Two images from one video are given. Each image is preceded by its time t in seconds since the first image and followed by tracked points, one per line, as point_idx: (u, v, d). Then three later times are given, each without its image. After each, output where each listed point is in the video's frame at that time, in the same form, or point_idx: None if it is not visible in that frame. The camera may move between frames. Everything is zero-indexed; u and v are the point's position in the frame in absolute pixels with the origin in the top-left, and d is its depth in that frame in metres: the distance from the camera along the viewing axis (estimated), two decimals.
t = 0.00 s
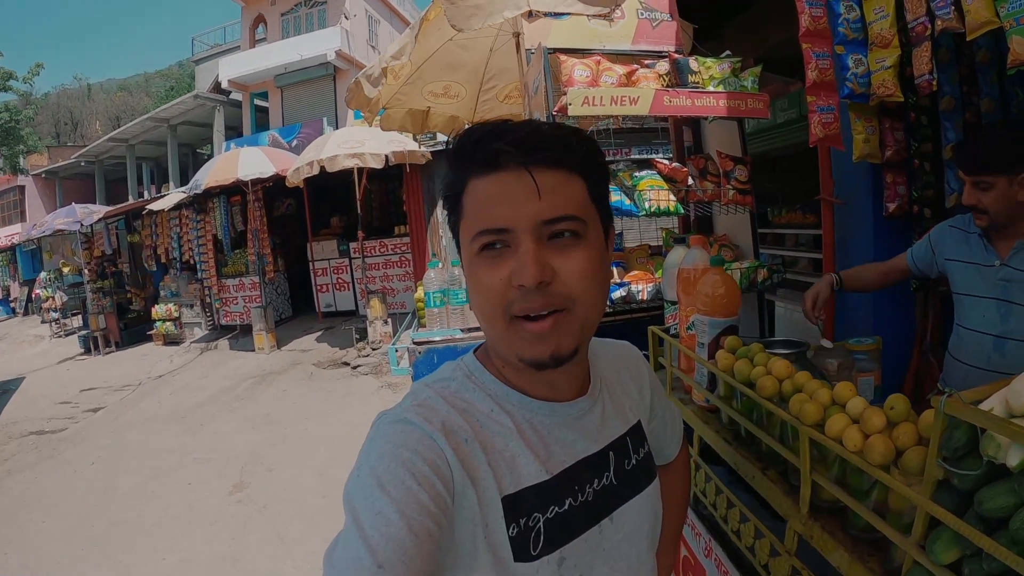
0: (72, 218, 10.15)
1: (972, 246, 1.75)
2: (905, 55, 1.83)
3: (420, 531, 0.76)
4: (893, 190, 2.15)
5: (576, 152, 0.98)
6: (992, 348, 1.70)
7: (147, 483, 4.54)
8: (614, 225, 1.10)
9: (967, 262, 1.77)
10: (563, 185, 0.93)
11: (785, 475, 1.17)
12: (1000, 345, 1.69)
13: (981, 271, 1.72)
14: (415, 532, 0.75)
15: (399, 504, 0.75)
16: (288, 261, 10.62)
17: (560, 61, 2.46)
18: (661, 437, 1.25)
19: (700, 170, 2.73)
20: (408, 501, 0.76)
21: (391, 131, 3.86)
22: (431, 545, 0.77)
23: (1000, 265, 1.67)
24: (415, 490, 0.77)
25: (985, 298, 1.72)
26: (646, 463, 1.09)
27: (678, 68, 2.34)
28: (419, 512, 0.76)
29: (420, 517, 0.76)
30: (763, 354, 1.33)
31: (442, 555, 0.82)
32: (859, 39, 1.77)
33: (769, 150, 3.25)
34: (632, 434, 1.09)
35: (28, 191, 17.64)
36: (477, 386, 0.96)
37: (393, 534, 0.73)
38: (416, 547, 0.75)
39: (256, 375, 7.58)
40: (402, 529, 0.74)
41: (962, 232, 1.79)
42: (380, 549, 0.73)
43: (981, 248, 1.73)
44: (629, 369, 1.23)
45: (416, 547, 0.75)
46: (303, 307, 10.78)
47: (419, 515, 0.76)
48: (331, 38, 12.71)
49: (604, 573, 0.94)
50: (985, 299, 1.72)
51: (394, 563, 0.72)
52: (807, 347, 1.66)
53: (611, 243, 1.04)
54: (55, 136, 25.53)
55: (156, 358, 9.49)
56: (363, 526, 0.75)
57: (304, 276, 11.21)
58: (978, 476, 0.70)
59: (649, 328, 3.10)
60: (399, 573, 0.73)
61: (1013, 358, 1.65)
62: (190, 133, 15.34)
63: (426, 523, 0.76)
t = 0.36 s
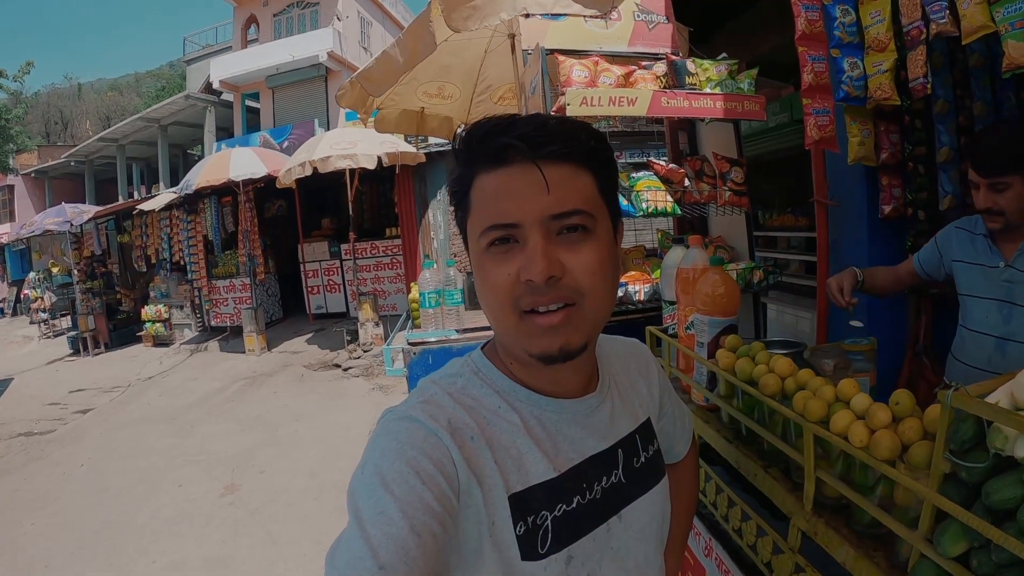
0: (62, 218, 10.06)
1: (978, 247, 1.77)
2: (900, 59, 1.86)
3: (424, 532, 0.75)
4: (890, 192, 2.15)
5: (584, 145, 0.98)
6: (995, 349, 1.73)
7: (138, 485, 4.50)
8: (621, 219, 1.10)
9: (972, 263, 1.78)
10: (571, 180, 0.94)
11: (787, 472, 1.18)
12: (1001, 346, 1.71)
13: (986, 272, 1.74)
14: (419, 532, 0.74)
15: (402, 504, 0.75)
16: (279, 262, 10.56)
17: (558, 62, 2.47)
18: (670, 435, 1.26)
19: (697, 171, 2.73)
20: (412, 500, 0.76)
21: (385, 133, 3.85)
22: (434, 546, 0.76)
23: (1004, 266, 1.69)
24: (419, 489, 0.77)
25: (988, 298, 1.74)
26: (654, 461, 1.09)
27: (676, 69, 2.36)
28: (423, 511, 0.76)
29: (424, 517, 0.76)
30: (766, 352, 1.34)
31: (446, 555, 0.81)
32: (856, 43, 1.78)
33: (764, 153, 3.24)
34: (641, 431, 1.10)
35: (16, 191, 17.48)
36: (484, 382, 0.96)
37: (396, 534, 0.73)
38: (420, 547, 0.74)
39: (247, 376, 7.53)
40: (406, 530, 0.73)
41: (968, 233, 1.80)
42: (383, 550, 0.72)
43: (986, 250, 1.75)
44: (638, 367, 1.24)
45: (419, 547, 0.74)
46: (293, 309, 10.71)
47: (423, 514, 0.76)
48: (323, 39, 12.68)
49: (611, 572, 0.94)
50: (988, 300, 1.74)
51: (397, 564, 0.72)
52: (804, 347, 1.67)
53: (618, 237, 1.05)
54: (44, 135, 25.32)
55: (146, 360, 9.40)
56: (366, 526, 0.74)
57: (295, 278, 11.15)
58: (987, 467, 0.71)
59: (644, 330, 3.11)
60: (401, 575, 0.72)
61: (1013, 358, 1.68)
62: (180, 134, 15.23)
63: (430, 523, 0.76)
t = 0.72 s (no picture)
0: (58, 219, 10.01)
1: (1001, 254, 1.76)
2: (895, 64, 1.89)
3: (418, 532, 0.75)
4: (885, 197, 2.15)
5: (591, 152, 0.99)
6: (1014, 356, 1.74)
7: (133, 488, 4.47)
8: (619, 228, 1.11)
9: (996, 271, 1.77)
10: (577, 188, 0.95)
11: (781, 474, 1.18)
12: None
13: (1011, 279, 1.73)
14: (413, 533, 0.74)
15: (397, 504, 0.75)
16: (275, 265, 10.54)
17: (553, 66, 2.46)
18: (665, 438, 1.26)
19: (693, 176, 2.71)
20: (406, 501, 0.75)
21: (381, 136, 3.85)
22: (428, 547, 0.76)
23: None
24: (413, 490, 0.76)
25: (1015, 307, 1.73)
26: (651, 462, 1.09)
27: (671, 74, 2.38)
28: (417, 513, 0.76)
29: (417, 518, 0.75)
30: (760, 355, 1.35)
31: (441, 556, 0.81)
32: (851, 47, 1.80)
33: (760, 157, 3.24)
34: (637, 432, 1.10)
35: (13, 193, 17.41)
36: (478, 384, 0.96)
37: (389, 535, 0.73)
38: (413, 549, 0.74)
39: (243, 379, 7.50)
40: (400, 531, 0.73)
41: (990, 240, 1.80)
42: (377, 551, 0.71)
43: (1008, 255, 1.74)
44: (633, 369, 1.24)
45: (414, 548, 0.74)
46: (290, 313, 10.69)
47: (417, 516, 0.75)
48: (320, 42, 12.70)
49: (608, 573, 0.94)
50: (1014, 308, 1.73)
51: (392, 564, 0.71)
52: (798, 350, 1.67)
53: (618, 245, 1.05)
54: (40, 137, 25.22)
55: (142, 362, 9.36)
56: (360, 526, 0.74)
57: (292, 281, 11.12)
58: (980, 469, 0.71)
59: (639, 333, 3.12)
60: None
61: None
62: (177, 136, 15.21)
63: (424, 525, 0.76)
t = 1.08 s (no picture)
0: (61, 221, 10.05)
1: None
2: (896, 66, 1.90)
3: (417, 537, 0.75)
4: (885, 200, 2.11)
5: (594, 156, 1.01)
6: None
7: (134, 489, 4.48)
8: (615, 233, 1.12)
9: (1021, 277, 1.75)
10: (582, 189, 0.96)
11: (781, 478, 1.18)
12: None
13: None
14: (412, 538, 0.74)
15: (396, 509, 0.75)
16: (277, 268, 10.55)
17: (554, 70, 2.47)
18: (663, 442, 1.26)
19: (693, 179, 2.74)
20: (404, 506, 0.76)
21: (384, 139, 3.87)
22: (427, 551, 0.76)
23: None
24: (412, 493, 0.77)
25: None
26: (649, 466, 1.09)
27: (672, 77, 2.35)
28: (416, 517, 0.76)
29: (415, 522, 0.76)
30: (760, 358, 1.35)
31: (439, 560, 0.81)
32: (851, 50, 1.80)
33: (759, 161, 3.26)
34: (635, 436, 1.10)
35: (16, 194, 17.46)
36: (477, 388, 0.96)
37: (388, 539, 0.73)
38: (413, 554, 0.74)
39: (245, 381, 7.51)
40: (398, 535, 0.73)
41: (1011, 246, 1.78)
42: (376, 556, 0.71)
43: None
44: (631, 373, 1.24)
45: (412, 552, 0.74)
46: (292, 315, 10.70)
47: (416, 520, 0.76)
48: (323, 46, 12.75)
49: None
50: None
51: (391, 568, 0.71)
52: (799, 353, 1.67)
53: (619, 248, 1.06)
54: (43, 139, 25.29)
55: (144, 364, 9.38)
56: (360, 532, 0.74)
57: (294, 283, 11.14)
58: (976, 472, 0.71)
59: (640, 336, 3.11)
60: None
61: None
62: (180, 139, 15.25)
63: (422, 528, 0.76)
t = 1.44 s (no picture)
0: (62, 226, 10.06)
1: None
2: (894, 67, 1.90)
3: (417, 534, 0.75)
4: (886, 201, 2.11)
5: (574, 149, 0.98)
6: None
7: (135, 494, 4.48)
8: (617, 229, 1.09)
9: None
10: (551, 184, 0.94)
11: (785, 478, 1.18)
12: None
13: None
14: (412, 536, 0.74)
15: (395, 506, 0.74)
16: (278, 273, 10.56)
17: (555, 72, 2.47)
18: (666, 442, 1.26)
19: (694, 181, 2.72)
20: (405, 503, 0.75)
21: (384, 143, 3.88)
22: (427, 548, 0.76)
23: None
24: (412, 492, 0.76)
25: None
26: (651, 467, 1.08)
27: (672, 79, 2.37)
28: (416, 515, 0.75)
29: (416, 520, 0.75)
30: (761, 358, 1.34)
31: (438, 557, 0.81)
32: (851, 51, 1.80)
33: (760, 165, 3.26)
34: (638, 437, 1.09)
35: (17, 200, 17.48)
36: (478, 387, 0.96)
37: (389, 537, 0.72)
38: (412, 550, 0.74)
39: (246, 386, 7.50)
40: (398, 532, 0.73)
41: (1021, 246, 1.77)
42: (377, 554, 0.71)
43: None
44: (632, 373, 1.24)
45: (412, 549, 0.73)
46: (292, 320, 10.70)
47: (416, 518, 0.75)
48: (323, 52, 12.80)
49: None
50: None
51: (390, 566, 0.71)
52: (801, 354, 1.67)
53: (606, 244, 1.02)
54: (44, 144, 25.35)
55: (144, 369, 9.38)
56: (360, 529, 0.73)
57: (294, 289, 11.14)
58: (983, 468, 0.71)
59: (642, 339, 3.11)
60: None
61: None
62: (181, 144, 15.28)
63: (423, 527, 0.75)
